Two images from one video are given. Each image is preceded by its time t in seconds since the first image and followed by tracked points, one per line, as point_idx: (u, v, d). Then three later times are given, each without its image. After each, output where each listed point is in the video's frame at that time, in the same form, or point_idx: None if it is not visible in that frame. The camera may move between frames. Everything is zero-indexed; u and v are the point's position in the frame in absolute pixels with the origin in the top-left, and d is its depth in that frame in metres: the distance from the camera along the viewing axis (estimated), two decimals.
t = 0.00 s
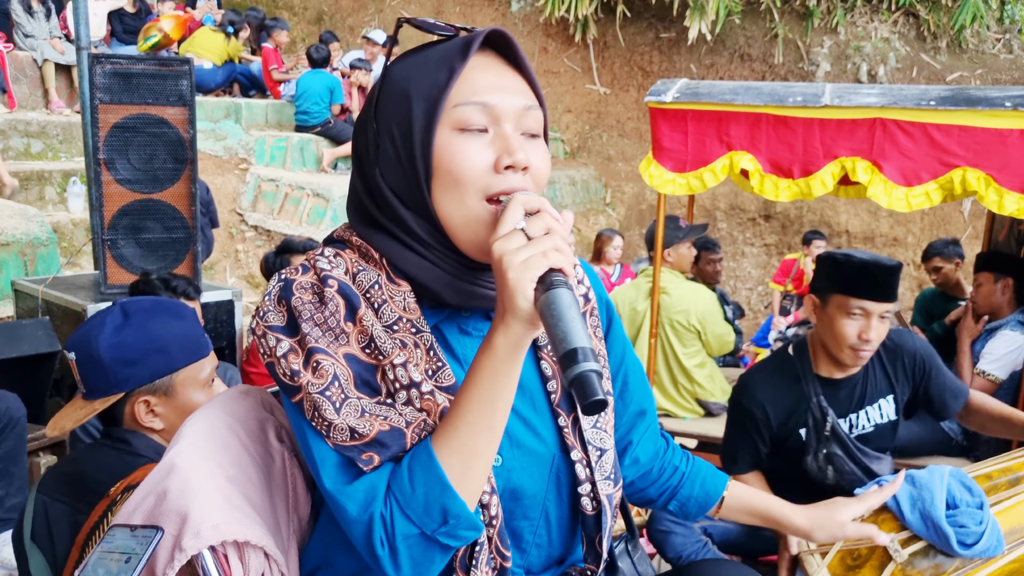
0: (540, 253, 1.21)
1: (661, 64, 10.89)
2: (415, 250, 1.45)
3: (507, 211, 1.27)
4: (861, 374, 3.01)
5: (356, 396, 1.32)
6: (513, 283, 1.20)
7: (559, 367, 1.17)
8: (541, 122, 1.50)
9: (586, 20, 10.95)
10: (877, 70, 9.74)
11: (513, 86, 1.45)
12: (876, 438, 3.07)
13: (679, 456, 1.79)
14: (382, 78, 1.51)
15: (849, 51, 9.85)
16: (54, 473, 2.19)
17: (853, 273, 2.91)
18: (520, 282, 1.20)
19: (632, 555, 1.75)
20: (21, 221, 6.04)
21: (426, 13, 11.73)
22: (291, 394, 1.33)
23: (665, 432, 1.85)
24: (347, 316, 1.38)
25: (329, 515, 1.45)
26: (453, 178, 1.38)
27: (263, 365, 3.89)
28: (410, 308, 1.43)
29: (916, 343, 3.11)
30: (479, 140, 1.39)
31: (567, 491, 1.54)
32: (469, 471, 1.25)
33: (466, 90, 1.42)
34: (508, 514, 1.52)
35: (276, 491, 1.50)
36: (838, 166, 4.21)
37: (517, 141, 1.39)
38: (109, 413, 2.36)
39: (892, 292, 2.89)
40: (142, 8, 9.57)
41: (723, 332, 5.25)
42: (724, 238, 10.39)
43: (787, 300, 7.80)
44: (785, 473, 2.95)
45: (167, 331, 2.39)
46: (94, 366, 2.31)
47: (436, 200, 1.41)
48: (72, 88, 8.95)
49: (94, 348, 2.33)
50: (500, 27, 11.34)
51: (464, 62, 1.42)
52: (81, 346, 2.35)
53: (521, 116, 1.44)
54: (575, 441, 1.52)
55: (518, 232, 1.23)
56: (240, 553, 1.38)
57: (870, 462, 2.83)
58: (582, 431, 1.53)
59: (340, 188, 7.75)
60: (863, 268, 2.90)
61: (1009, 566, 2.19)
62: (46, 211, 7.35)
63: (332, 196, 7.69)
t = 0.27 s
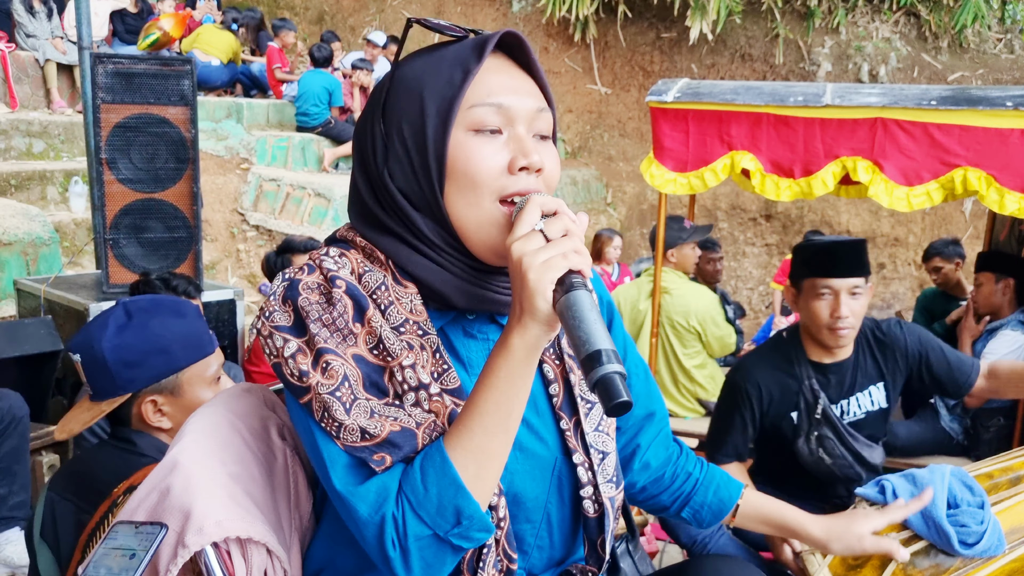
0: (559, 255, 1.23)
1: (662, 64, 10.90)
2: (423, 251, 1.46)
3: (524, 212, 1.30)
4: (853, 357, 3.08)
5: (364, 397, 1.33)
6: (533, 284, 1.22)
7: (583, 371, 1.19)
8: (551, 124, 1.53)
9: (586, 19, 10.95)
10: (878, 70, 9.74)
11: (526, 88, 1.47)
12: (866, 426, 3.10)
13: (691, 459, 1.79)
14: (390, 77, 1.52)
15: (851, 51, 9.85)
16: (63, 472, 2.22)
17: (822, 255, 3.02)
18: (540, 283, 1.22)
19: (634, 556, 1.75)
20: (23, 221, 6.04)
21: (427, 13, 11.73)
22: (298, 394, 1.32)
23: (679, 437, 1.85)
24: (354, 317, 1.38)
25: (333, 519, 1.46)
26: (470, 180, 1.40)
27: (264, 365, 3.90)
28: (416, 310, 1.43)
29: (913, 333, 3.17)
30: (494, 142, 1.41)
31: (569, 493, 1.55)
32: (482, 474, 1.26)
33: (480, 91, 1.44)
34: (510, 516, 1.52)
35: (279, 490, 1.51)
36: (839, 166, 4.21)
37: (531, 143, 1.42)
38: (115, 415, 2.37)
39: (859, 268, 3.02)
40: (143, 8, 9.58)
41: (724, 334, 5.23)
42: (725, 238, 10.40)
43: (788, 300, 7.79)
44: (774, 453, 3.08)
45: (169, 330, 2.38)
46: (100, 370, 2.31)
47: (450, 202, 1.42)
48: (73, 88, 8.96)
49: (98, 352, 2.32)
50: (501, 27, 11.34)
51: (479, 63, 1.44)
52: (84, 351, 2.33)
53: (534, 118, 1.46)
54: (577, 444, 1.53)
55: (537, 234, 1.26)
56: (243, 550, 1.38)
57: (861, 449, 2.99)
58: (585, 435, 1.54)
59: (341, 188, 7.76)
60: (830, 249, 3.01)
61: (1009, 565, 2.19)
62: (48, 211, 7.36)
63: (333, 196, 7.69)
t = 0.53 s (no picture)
0: (543, 279, 1.23)
1: (664, 64, 10.90)
2: (411, 267, 1.46)
3: (509, 231, 1.28)
4: (840, 353, 3.10)
5: (358, 413, 1.33)
6: (516, 310, 1.22)
7: (566, 401, 1.20)
8: (537, 132, 1.51)
9: (588, 20, 10.95)
10: (880, 70, 9.74)
11: (508, 98, 1.46)
12: (861, 421, 3.12)
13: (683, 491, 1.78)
14: (374, 93, 1.52)
15: (852, 51, 9.86)
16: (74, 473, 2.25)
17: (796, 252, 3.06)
18: (525, 309, 1.22)
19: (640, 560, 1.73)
20: (25, 222, 6.05)
21: (429, 14, 11.74)
22: (295, 411, 1.35)
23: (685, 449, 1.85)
24: (347, 332, 1.39)
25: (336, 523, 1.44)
26: (452, 198, 1.39)
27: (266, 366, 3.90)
28: (411, 322, 1.42)
29: (896, 329, 3.13)
30: (476, 156, 1.40)
31: (570, 501, 1.55)
32: (473, 493, 1.27)
33: (461, 105, 1.42)
34: (510, 521, 1.53)
35: (280, 492, 1.51)
36: (840, 166, 4.22)
37: (514, 154, 1.40)
38: (131, 417, 2.38)
39: (829, 262, 3.06)
40: (145, 8, 9.59)
41: (726, 335, 5.24)
42: (727, 238, 10.40)
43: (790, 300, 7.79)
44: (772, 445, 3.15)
45: (183, 335, 2.38)
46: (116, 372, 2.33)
47: (434, 219, 1.42)
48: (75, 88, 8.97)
49: (112, 355, 2.34)
50: (503, 27, 11.37)
51: (458, 77, 1.43)
52: (101, 353, 2.36)
53: (517, 129, 1.45)
54: (575, 452, 1.51)
55: (521, 256, 1.25)
56: (244, 552, 1.39)
57: (854, 441, 2.97)
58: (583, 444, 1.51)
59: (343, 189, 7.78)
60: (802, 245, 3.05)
61: (1011, 568, 2.16)
62: (50, 211, 7.38)
63: (335, 197, 7.71)
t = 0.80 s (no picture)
0: (545, 264, 1.24)
1: (666, 64, 10.90)
2: (421, 257, 1.46)
3: (513, 222, 1.30)
4: (841, 348, 3.09)
5: (361, 399, 1.34)
6: (517, 294, 1.23)
7: (564, 378, 1.19)
8: (541, 124, 1.52)
9: (590, 20, 10.96)
10: (882, 70, 9.75)
11: (512, 91, 1.47)
12: (863, 417, 3.08)
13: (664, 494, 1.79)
14: (378, 90, 1.52)
15: (855, 51, 9.86)
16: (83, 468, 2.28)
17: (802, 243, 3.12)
18: (526, 292, 1.23)
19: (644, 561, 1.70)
20: (28, 222, 6.06)
21: (431, 14, 11.73)
22: (297, 395, 1.36)
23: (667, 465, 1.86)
24: (353, 319, 1.39)
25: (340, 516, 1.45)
26: (461, 189, 1.39)
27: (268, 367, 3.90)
28: (418, 310, 1.42)
29: (896, 324, 3.14)
30: (483, 148, 1.41)
31: (574, 494, 1.55)
32: (472, 478, 1.28)
33: (466, 99, 1.43)
34: (514, 515, 1.53)
35: (282, 492, 1.51)
36: (842, 167, 4.21)
37: (520, 145, 1.42)
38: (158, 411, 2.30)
39: (841, 250, 3.10)
40: (147, 9, 9.59)
41: (728, 336, 5.26)
42: (729, 238, 10.40)
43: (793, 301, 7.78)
44: (776, 445, 3.13)
45: (244, 339, 2.25)
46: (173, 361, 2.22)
47: (443, 211, 1.42)
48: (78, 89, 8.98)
49: (174, 344, 2.22)
50: (506, 27, 11.38)
51: (463, 72, 1.44)
52: (158, 338, 2.24)
53: (522, 121, 1.46)
54: (582, 443, 1.53)
55: (525, 243, 1.26)
56: (249, 554, 1.39)
57: (857, 437, 2.98)
58: (591, 434, 1.54)
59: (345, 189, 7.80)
60: (808, 236, 3.11)
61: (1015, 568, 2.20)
62: (53, 211, 7.39)
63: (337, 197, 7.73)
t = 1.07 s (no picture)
0: (542, 258, 1.25)
1: (670, 64, 10.90)
2: (432, 248, 1.46)
3: (510, 219, 1.31)
4: (851, 339, 3.11)
5: (373, 394, 1.33)
6: (516, 287, 1.24)
7: (561, 366, 1.22)
8: (542, 125, 1.52)
9: (594, 20, 10.94)
10: (885, 70, 9.74)
11: (515, 94, 1.47)
12: (873, 408, 3.09)
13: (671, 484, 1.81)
14: (385, 91, 1.52)
15: (858, 50, 9.85)
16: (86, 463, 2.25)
17: (820, 232, 3.13)
18: (523, 286, 1.24)
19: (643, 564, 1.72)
20: (32, 222, 6.07)
21: (434, 13, 11.73)
22: (307, 390, 1.32)
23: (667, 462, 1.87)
24: (364, 313, 1.38)
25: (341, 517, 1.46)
26: (463, 191, 1.41)
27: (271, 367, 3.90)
28: (428, 305, 1.42)
29: (906, 319, 3.15)
30: (485, 151, 1.42)
31: (575, 490, 1.55)
32: (479, 469, 1.28)
33: (468, 103, 1.44)
34: (518, 513, 1.52)
35: (286, 490, 1.51)
36: (846, 166, 4.21)
37: (522, 147, 1.42)
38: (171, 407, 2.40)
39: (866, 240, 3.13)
40: (150, 8, 9.60)
41: (730, 336, 5.27)
42: (732, 237, 10.39)
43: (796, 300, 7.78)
44: (786, 440, 3.09)
45: (267, 352, 2.41)
46: (201, 360, 2.37)
47: (446, 211, 1.44)
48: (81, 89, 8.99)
49: (202, 341, 2.38)
50: (508, 27, 11.37)
51: (465, 75, 1.44)
52: (190, 335, 2.40)
53: (523, 123, 1.46)
54: (584, 440, 1.54)
55: (521, 239, 1.27)
56: (253, 550, 1.39)
57: (870, 428, 2.93)
58: (590, 431, 1.55)
59: (348, 188, 7.81)
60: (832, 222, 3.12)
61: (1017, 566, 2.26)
62: (57, 211, 7.41)
63: (340, 196, 7.73)
